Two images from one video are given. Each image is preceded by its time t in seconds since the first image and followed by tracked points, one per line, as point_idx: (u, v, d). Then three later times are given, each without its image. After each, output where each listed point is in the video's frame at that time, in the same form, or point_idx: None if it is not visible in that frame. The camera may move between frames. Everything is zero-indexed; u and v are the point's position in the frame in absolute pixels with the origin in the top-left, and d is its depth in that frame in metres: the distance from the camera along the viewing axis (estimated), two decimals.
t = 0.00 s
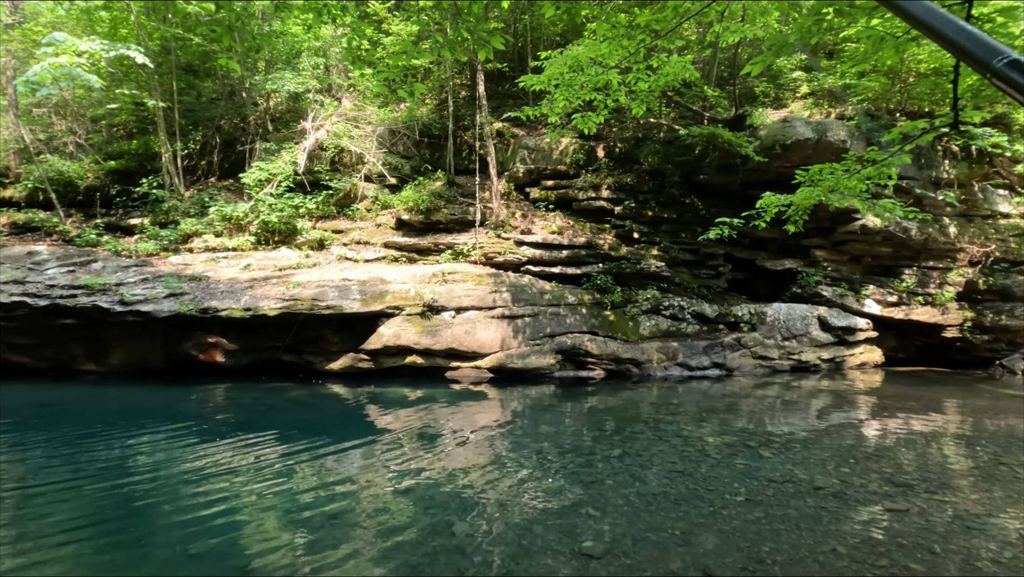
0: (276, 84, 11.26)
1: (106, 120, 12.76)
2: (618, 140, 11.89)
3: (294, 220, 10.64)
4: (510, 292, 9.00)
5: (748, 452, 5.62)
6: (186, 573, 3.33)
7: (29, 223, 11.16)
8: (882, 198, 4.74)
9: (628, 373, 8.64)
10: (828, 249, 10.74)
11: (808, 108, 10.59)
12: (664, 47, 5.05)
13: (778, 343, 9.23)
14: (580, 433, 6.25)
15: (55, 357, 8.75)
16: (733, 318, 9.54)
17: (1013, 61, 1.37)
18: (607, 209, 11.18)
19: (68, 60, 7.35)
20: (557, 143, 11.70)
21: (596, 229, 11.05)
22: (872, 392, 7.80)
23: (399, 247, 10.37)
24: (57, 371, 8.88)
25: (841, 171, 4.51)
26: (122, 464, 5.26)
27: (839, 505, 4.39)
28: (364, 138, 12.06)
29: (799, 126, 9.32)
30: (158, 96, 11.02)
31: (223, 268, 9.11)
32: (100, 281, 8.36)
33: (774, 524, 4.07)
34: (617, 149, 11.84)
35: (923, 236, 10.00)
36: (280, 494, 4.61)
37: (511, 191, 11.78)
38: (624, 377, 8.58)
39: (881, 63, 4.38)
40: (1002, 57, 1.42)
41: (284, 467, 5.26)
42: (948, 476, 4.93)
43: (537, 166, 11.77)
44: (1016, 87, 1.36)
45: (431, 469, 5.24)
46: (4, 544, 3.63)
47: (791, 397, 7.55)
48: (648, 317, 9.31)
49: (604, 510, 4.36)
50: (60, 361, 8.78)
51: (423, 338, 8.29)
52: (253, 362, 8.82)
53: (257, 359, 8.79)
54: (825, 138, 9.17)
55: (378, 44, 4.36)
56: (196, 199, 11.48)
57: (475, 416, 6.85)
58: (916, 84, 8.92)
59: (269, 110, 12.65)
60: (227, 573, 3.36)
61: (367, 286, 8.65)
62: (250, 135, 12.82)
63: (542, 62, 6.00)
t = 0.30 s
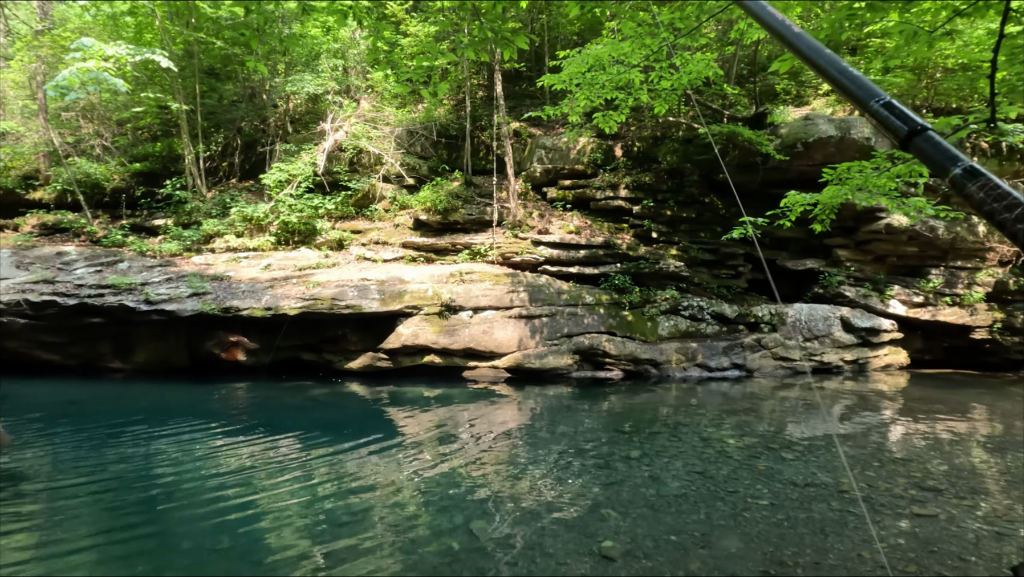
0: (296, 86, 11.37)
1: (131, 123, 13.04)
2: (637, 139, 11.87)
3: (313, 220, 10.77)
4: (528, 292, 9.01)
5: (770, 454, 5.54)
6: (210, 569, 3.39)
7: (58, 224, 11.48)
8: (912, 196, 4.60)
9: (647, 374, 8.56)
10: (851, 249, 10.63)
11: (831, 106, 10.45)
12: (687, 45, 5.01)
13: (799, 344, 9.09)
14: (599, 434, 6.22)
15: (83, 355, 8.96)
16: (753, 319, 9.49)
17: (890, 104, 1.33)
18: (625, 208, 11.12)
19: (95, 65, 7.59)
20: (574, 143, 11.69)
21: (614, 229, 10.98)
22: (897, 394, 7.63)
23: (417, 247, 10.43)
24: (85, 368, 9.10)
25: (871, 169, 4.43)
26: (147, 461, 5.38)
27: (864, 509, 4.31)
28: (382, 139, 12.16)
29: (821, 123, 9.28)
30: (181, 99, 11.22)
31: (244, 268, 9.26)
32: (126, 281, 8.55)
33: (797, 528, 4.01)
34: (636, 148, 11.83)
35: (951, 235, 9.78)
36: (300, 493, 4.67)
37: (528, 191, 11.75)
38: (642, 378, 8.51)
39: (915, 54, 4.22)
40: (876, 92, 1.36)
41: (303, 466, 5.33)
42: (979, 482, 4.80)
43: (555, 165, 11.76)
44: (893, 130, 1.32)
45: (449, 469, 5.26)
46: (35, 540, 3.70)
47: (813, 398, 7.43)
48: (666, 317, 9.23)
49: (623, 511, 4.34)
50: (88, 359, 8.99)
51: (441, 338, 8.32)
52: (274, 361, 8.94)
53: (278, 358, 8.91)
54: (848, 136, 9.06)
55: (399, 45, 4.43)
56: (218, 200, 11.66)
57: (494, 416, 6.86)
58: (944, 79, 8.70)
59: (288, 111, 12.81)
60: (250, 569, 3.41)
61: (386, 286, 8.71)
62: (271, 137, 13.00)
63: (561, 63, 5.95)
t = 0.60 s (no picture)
0: (315, 85, 11.50)
1: (156, 124, 13.30)
2: (656, 137, 11.79)
3: (332, 219, 10.89)
4: (545, 290, 9.01)
5: (792, 455, 5.46)
6: (233, 562, 3.45)
7: (86, 224, 11.80)
8: (941, 193, 4.37)
9: (665, 373, 8.48)
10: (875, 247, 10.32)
11: (854, 101, 10.30)
12: (710, 41, 4.98)
13: (821, 344, 8.94)
14: (618, 433, 6.19)
15: (110, 351, 9.20)
16: (774, 318, 9.34)
17: (766, 165, 1.43)
18: (644, 206, 11.06)
19: (123, 68, 7.94)
20: (592, 141, 11.67)
21: (632, 227, 10.91)
22: (922, 396, 7.47)
23: (435, 246, 10.49)
24: (112, 364, 9.34)
25: (899, 165, 4.34)
26: (170, 455, 5.50)
27: (890, 512, 4.22)
28: (400, 138, 12.24)
29: (846, 119, 9.11)
30: (204, 100, 11.42)
31: (265, 266, 9.40)
32: (151, 279, 8.75)
33: (821, 530, 3.95)
34: (654, 146, 11.73)
35: (980, 233, 9.53)
36: (319, 488, 4.73)
37: (545, 189, 11.73)
38: (660, 377, 8.43)
39: (945, 52, 4.19)
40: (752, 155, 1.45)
41: (322, 462, 5.39)
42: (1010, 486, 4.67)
43: (572, 163, 11.75)
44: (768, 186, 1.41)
45: (467, 466, 5.27)
46: (63, 534, 3.76)
47: (835, 399, 7.31)
48: (685, 316, 9.16)
49: (642, 510, 4.32)
50: (115, 355, 9.22)
51: (459, 336, 8.36)
52: (294, 358, 9.07)
53: (297, 355, 9.03)
54: (873, 131, 8.92)
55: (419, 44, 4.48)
56: (239, 200, 11.85)
57: (511, 414, 6.88)
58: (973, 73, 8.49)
59: (308, 111, 12.94)
60: (272, 561, 3.47)
61: (404, 284, 8.78)
62: (291, 137, 13.15)
63: (579, 61, 5.92)
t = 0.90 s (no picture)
0: (336, 85, 11.82)
1: (181, 125, 13.54)
2: (677, 133, 11.62)
3: (353, 217, 10.98)
4: (565, 288, 9.01)
5: (818, 456, 5.37)
6: (257, 556, 3.51)
7: (114, 223, 12.11)
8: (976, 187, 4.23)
9: (686, 372, 8.38)
10: (903, 244, 10.12)
11: (882, 95, 10.02)
12: (737, 34, 4.90)
13: (847, 343, 8.77)
14: (639, 432, 6.15)
15: (137, 347, 9.41)
16: (798, 317, 9.23)
17: (723, 195, 1.19)
18: (664, 203, 10.97)
19: (148, 70, 8.08)
20: (611, 138, 11.63)
21: (652, 224, 10.81)
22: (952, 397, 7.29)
23: (453, 243, 10.53)
24: (139, 359, 9.57)
25: (933, 159, 4.19)
26: (194, 448, 5.62)
27: (920, 516, 4.13)
28: (419, 136, 12.30)
29: (873, 113, 8.89)
30: (227, 100, 11.60)
31: (287, 264, 9.54)
32: (177, 276, 8.95)
33: (849, 533, 3.87)
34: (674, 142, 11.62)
35: (1013, 230, 9.28)
36: (339, 483, 4.78)
37: (565, 186, 11.69)
38: (681, 376, 8.33)
39: (984, 42, 4.07)
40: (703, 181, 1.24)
41: (342, 457, 5.45)
42: None
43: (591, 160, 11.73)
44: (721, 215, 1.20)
45: (488, 464, 5.28)
46: (92, 525, 3.85)
47: (861, 400, 7.17)
48: (706, 315, 9.07)
49: (664, 509, 4.28)
50: (142, 350, 9.43)
51: (478, 333, 8.38)
52: (315, 355, 9.18)
53: (318, 352, 9.14)
54: (901, 126, 8.66)
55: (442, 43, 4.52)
56: (262, 199, 12.03)
57: (531, 412, 6.89)
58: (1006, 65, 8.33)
59: (328, 111, 13.04)
60: (295, 555, 3.53)
61: (423, 282, 8.84)
62: (312, 136, 13.28)
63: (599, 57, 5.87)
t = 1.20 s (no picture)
0: (358, 85, 11.94)
1: (207, 126, 13.79)
2: (700, 129, 11.64)
3: (374, 216, 11.06)
4: (586, 287, 8.99)
5: (849, 459, 5.25)
6: (286, 553, 3.56)
7: (143, 223, 12.43)
8: None
9: (710, 372, 8.27)
10: (937, 241, 9.85)
11: (914, 88, 9.76)
12: (772, 26, 4.80)
13: (877, 343, 8.56)
14: (664, 432, 6.08)
15: (166, 344, 9.63)
16: (825, 316, 9.12)
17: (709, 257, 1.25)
18: (687, 201, 10.86)
19: (176, 73, 8.25)
20: (634, 135, 11.59)
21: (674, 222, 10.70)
22: (988, 399, 7.07)
23: (474, 242, 10.56)
24: (167, 356, 9.79)
25: (980, 152, 4.04)
26: (220, 447, 5.72)
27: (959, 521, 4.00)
28: (441, 135, 12.33)
29: (905, 107, 8.67)
30: (252, 102, 11.79)
31: (310, 263, 9.65)
32: (205, 275, 9.13)
33: (884, 537, 3.78)
34: (698, 139, 11.63)
35: None
36: (363, 483, 4.83)
37: (586, 184, 11.63)
38: (705, 376, 8.21)
39: None
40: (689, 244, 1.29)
41: (365, 457, 5.50)
42: None
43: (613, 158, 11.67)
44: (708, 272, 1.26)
45: (511, 463, 5.28)
46: (125, 522, 3.94)
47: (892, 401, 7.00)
48: (730, 314, 8.94)
49: (692, 511, 4.23)
50: (171, 347, 9.65)
51: (500, 332, 8.39)
52: (337, 353, 9.28)
53: (341, 350, 9.23)
54: (936, 120, 8.45)
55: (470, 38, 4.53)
56: (285, 198, 12.20)
57: (553, 411, 6.87)
58: None
59: (351, 111, 13.15)
60: (323, 554, 3.56)
61: (445, 280, 8.87)
62: (334, 136, 13.42)
63: (626, 53, 5.80)
